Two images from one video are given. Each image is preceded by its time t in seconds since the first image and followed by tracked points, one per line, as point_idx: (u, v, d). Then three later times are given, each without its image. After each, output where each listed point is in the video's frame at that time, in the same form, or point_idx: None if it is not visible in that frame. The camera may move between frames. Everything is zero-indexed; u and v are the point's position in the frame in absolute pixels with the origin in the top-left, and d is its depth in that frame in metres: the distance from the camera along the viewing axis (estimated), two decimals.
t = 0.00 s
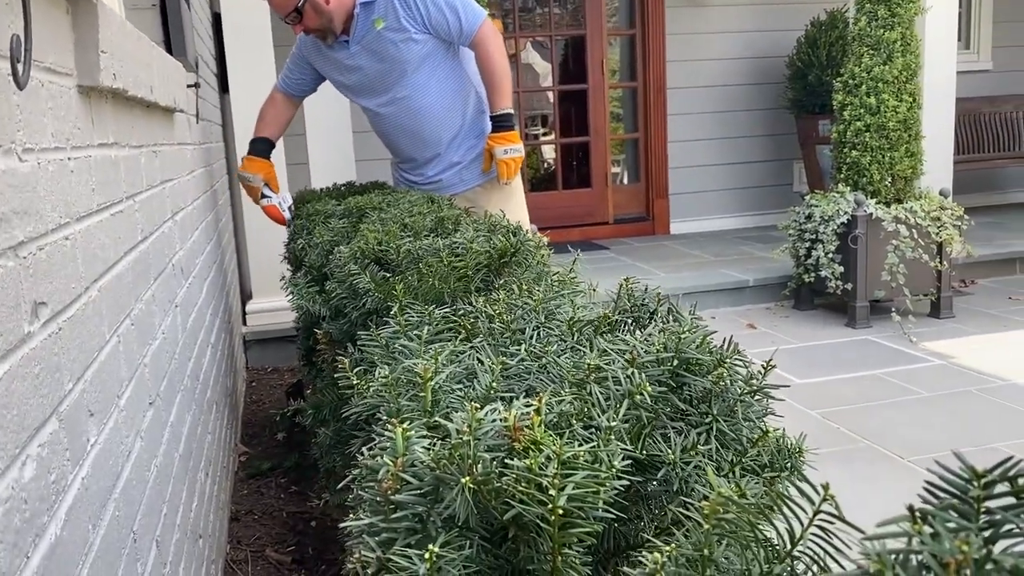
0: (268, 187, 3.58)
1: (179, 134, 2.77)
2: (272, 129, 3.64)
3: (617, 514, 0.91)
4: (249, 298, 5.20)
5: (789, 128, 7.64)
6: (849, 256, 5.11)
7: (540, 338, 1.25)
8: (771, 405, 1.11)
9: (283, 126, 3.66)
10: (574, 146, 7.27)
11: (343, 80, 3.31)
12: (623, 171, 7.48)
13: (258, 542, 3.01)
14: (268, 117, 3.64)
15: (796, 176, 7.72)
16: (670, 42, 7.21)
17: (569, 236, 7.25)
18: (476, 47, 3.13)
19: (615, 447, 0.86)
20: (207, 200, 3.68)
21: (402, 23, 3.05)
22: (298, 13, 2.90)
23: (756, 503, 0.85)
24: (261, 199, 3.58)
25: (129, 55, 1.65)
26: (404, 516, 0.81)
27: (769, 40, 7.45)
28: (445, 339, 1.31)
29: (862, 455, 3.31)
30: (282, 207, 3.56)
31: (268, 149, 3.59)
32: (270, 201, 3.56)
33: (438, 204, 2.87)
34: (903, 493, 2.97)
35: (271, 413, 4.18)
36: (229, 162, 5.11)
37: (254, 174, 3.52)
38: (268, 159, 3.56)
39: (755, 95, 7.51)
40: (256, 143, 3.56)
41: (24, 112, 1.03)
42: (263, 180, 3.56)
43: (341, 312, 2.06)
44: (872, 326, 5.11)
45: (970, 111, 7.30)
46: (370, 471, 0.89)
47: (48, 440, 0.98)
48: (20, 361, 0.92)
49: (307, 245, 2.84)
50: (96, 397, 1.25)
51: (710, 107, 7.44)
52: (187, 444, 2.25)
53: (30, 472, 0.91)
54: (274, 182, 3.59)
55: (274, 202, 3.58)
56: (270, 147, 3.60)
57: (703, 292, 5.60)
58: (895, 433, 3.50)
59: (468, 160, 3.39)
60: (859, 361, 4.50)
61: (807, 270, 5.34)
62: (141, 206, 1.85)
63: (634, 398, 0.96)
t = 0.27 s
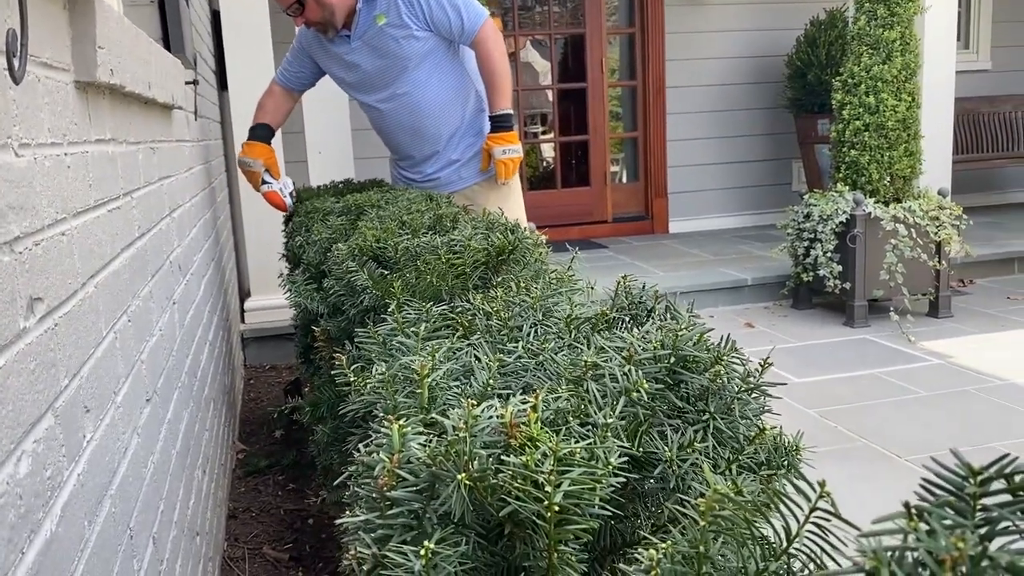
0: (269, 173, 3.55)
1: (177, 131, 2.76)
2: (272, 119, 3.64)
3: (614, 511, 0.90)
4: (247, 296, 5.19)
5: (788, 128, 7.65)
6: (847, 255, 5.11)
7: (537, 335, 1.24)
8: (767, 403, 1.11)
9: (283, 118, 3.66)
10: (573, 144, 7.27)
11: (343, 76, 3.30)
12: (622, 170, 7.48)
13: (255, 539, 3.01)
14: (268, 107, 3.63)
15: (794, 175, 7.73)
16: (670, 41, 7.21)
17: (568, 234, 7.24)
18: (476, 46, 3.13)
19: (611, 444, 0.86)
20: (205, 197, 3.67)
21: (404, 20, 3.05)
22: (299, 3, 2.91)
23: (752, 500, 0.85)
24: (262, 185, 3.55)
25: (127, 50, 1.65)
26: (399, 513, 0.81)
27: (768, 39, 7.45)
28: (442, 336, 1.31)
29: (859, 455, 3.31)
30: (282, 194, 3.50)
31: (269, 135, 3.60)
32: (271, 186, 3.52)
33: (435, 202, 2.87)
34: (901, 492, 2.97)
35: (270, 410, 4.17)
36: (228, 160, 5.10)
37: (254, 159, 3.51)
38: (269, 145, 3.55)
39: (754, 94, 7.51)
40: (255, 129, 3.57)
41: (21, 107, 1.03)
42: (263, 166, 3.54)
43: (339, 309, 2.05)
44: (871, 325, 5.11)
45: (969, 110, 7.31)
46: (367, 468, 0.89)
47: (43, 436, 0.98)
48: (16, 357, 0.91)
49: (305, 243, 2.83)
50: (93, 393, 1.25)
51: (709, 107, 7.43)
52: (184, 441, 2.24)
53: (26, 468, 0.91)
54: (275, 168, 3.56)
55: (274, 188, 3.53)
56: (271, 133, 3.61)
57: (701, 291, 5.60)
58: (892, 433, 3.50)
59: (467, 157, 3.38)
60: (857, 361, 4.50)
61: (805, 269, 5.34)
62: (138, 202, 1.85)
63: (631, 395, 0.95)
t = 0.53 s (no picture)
0: (265, 165, 3.54)
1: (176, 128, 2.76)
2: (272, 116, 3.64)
3: (613, 508, 0.90)
4: (246, 294, 5.19)
5: (787, 128, 7.65)
6: (847, 255, 5.11)
7: (536, 332, 1.24)
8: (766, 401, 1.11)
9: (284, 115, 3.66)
10: (573, 143, 7.26)
11: (346, 73, 3.30)
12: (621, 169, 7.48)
13: (254, 537, 3.01)
14: (268, 104, 3.62)
15: (794, 175, 7.73)
16: (670, 41, 7.21)
17: (567, 233, 7.24)
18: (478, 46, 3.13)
19: (610, 441, 0.86)
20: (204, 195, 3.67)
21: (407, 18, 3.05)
22: None
23: (750, 497, 0.85)
24: (258, 177, 3.52)
25: (127, 47, 1.65)
26: (398, 508, 0.81)
27: (768, 39, 7.45)
28: (441, 333, 1.31)
29: (858, 454, 3.31)
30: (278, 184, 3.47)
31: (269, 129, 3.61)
32: (268, 177, 3.48)
33: (435, 200, 2.86)
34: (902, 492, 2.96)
35: (268, 408, 4.17)
36: (228, 157, 5.10)
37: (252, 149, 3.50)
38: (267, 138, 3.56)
39: (754, 94, 7.52)
40: (255, 123, 3.57)
41: (21, 102, 1.03)
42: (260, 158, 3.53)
43: (338, 306, 2.05)
44: (870, 325, 5.12)
45: (969, 110, 7.31)
46: (366, 464, 0.89)
47: (42, 431, 0.98)
48: (15, 351, 0.91)
49: (304, 240, 2.83)
50: (92, 389, 1.25)
51: (709, 106, 7.43)
52: (183, 439, 2.24)
53: (24, 462, 0.91)
54: (272, 160, 3.55)
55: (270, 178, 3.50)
56: (270, 128, 3.61)
57: (701, 290, 5.60)
58: (890, 433, 3.51)
59: (468, 156, 3.38)
60: (856, 361, 4.50)
61: (805, 269, 5.35)
62: (138, 198, 1.85)
63: (630, 392, 0.96)
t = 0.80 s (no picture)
0: (257, 162, 3.53)
1: (175, 126, 2.76)
2: (268, 109, 3.64)
3: (609, 504, 0.91)
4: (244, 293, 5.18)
5: (787, 128, 7.65)
6: (846, 255, 5.12)
7: (533, 329, 1.25)
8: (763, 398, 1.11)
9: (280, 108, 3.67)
10: (573, 143, 7.26)
11: (349, 68, 3.30)
12: (621, 169, 7.48)
13: (252, 535, 3.01)
14: (265, 97, 3.62)
15: (793, 175, 7.73)
16: (670, 41, 7.21)
17: (566, 233, 7.24)
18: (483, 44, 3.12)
19: (606, 436, 0.86)
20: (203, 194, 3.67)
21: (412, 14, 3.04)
22: None
23: (747, 492, 0.85)
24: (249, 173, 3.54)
25: (126, 45, 1.65)
26: (393, 503, 0.81)
27: (767, 39, 7.45)
28: (439, 330, 1.31)
29: (856, 454, 3.31)
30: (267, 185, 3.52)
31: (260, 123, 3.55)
32: (257, 177, 3.51)
33: (434, 198, 2.87)
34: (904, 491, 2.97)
35: (267, 406, 4.17)
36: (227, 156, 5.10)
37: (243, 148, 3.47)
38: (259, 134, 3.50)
39: (754, 94, 7.52)
40: (247, 117, 3.51)
41: (18, 98, 1.03)
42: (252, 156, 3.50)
43: (337, 304, 2.05)
44: (869, 326, 5.12)
45: (968, 111, 7.32)
46: (362, 460, 0.89)
47: (39, 426, 0.98)
48: (12, 346, 0.91)
49: (303, 239, 2.83)
50: (89, 385, 1.25)
51: (708, 107, 7.44)
52: (181, 437, 2.24)
53: (21, 457, 0.91)
54: (263, 158, 3.53)
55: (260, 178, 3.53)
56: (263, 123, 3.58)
57: (700, 290, 5.60)
58: (889, 432, 3.51)
59: (470, 155, 3.36)
60: (855, 361, 4.50)
61: (804, 269, 5.35)
62: (136, 195, 1.85)
63: (626, 388, 0.96)
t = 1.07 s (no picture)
0: (268, 163, 3.56)
1: (176, 125, 2.76)
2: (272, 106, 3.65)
3: (610, 501, 0.91)
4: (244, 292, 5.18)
5: (786, 129, 7.65)
6: (845, 256, 5.12)
7: (534, 328, 1.25)
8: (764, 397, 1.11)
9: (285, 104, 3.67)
10: (573, 143, 7.27)
11: (352, 66, 3.29)
12: (621, 170, 7.48)
13: (251, 534, 3.01)
14: (268, 94, 3.63)
15: (793, 176, 7.73)
16: (670, 41, 7.21)
17: (566, 234, 7.24)
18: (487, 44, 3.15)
19: (607, 434, 0.86)
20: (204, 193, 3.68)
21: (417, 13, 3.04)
22: None
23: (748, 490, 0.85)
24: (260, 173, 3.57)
25: (127, 44, 1.66)
26: (395, 500, 0.81)
27: (768, 40, 7.46)
28: (440, 328, 1.31)
29: (856, 455, 3.31)
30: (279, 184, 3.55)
31: (267, 123, 3.58)
32: (269, 177, 3.55)
33: (434, 198, 2.87)
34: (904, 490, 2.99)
35: (267, 406, 4.17)
36: (227, 156, 5.10)
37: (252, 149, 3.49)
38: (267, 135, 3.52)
39: (754, 95, 7.52)
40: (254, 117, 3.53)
41: (21, 96, 1.03)
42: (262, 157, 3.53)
43: (337, 303, 2.05)
44: (868, 327, 5.12)
45: (967, 113, 7.32)
46: (364, 457, 0.90)
47: (42, 422, 0.98)
48: (14, 343, 0.91)
49: (304, 238, 2.83)
50: (91, 383, 1.25)
51: (708, 108, 7.44)
52: (181, 435, 2.23)
53: (24, 454, 0.91)
54: (274, 158, 3.56)
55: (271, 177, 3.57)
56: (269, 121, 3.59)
57: (700, 291, 5.60)
58: (889, 433, 3.51)
59: (471, 155, 3.36)
60: (855, 361, 4.50)
61: (804, 270, 5.35)
62: (137, 194, 1.85)
63: (628, 386, 0.96)
